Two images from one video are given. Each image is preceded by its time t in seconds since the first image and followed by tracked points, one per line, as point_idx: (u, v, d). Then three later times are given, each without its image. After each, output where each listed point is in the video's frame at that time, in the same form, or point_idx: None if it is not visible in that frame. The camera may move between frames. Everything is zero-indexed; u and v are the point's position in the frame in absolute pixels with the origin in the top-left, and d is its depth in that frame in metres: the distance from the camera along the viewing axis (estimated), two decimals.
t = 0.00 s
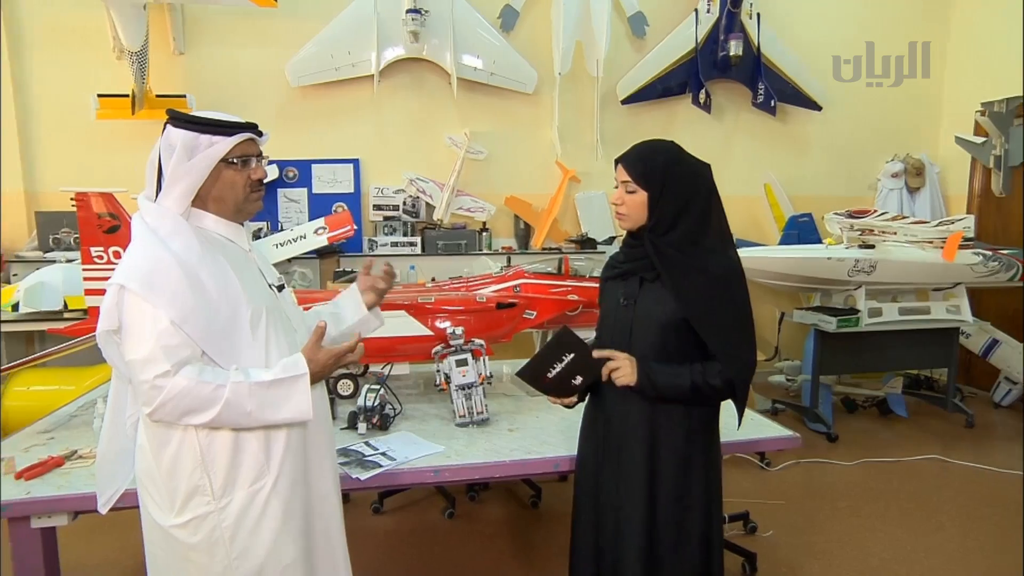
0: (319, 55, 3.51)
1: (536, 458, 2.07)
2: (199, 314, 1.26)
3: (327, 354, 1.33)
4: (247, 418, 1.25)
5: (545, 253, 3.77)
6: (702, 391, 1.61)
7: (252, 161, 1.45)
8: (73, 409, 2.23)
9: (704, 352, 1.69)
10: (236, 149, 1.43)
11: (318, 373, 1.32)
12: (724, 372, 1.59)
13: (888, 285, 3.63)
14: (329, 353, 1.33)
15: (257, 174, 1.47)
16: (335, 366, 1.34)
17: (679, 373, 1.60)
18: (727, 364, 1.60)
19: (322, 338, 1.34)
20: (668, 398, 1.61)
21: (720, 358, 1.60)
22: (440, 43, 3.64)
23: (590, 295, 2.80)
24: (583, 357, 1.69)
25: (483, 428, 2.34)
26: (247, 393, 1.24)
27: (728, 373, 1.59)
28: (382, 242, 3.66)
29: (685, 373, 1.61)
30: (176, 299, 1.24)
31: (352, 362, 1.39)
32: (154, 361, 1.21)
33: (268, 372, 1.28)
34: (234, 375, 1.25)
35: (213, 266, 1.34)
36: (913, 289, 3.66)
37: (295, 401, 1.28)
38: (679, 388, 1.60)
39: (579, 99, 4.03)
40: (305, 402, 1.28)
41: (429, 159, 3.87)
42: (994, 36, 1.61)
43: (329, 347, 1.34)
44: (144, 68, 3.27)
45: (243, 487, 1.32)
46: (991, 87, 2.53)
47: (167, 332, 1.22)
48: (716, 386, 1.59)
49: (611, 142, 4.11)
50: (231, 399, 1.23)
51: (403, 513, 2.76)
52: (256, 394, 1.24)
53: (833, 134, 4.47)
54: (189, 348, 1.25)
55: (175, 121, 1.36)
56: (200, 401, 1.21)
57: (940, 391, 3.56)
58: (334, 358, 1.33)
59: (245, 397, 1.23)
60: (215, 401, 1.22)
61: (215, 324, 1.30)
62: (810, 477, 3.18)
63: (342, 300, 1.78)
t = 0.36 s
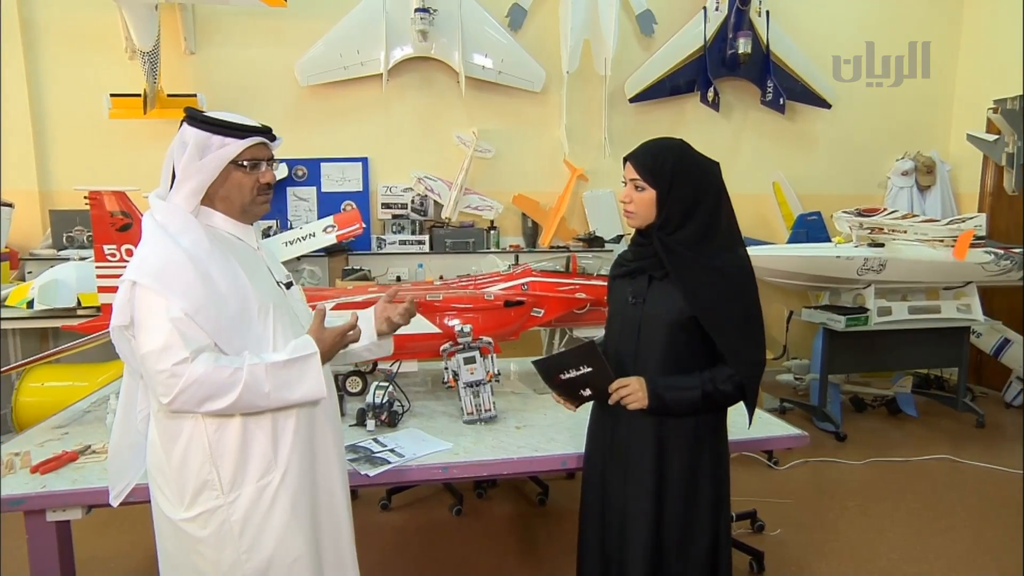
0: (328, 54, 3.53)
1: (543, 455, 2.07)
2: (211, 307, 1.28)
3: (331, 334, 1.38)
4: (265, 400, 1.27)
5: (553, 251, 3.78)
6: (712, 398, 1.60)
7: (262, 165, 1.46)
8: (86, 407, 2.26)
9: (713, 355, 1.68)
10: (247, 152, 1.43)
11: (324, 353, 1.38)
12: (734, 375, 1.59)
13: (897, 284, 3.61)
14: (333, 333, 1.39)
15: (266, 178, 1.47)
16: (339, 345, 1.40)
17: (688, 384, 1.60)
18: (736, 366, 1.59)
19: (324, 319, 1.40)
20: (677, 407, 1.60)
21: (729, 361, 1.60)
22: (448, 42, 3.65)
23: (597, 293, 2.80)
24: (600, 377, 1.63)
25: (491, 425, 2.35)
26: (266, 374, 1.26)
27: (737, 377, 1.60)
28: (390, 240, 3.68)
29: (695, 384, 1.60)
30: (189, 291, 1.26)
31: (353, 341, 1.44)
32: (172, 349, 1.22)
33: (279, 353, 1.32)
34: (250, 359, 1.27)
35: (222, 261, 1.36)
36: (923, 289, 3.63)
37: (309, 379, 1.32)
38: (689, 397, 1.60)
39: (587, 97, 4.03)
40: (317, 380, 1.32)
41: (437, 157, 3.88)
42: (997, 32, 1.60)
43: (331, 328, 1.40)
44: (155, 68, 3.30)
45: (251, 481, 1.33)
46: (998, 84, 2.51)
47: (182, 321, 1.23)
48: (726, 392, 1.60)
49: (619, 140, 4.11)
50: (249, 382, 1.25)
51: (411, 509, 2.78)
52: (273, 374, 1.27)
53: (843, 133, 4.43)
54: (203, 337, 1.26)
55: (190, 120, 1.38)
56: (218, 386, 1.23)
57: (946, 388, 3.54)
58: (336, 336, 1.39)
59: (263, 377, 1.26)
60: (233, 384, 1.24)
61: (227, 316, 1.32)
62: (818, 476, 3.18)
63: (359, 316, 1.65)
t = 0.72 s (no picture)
0: (336, 53, 3.54)
1: (550, 454, 2.07)
2: (225, 299, 1.29)
3: (349, 313, 1.44)
4: (287, 382, 1.28)
5: (561, 250, 3.78)
6: (719, 397, 1.59)
7: (271, 167, 1.47)
8: (97, 402, 2.26)
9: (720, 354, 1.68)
10: (258, 152, 1.44)
11: (343, 332, 1.43)
12: (740, 375, 1.58)
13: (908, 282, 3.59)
14: (351, 312, 1.44)
15: (275, 180, 1.48)
16: (358, 323, 1.46)
17: (695, 383, 1.59)
18: (743, 365, 1.59)
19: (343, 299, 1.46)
20: (683, 406, 1.59)
21: (736, 360, 1.59)
22: (456, 40, 3.65)
23: (605, 291, 2.80)
24: (605, 387, 1.60)
25: (498, 423, 2.35)
26: (286, 355, 1.27)
27: (744, 376, 1.59)
28: (398, 239, 3.70)
29: (701, 383, 1.59)
30: (202, 285, 1.27)
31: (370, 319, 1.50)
32: (191, 340, 1.21)
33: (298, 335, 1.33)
34: (269, 343, 1.28)
35: (232, 258, 1.37)
36: (933, 288, 3.61)
37: (328, 359, 1.33)
38: (696, 398, 1.59)
39: (595, 96, 4.03)
40: (340, 358, 1.34)
41: (445, 156, 3.89)
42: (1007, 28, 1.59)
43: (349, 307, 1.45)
44: (165, 67, 3.32)
45: (261, 476, 1.34)
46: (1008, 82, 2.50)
47: (199, 312, 1.24)
48: (733, 391, 1.59)
49: (627, 139, 4.11)
50: (270, 365, 1.25)
51: (418, 506, 2.80)
52: (294, 354, 1.28)
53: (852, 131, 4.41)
54: (222, 327, 1.26)
55: (206, 119, 1.39)
56: (241, 369, 1.22)
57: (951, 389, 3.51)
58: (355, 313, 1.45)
59: (284, 359, 1.27)
60: (256, 368, 1.24)
61: (241, 308, 1.33)
62: (826, 475, 3.16)
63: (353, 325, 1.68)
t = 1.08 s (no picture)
0: (345, 52, 3.55)
1: (559, 453, 2.07)
2: (228, 302, 1.29)
3: (355, 355, 1.30)
4: (268, 409, 1.24)
5: (568, 249, 3.78)
6: (725, 395, 1.59)
7: (288, 167, 1.47)
8: (108, 400, 2.27)
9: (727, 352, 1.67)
10: (276, 153, 1.44)
11: (342, 372, 1.29)
12: (747, 373, 1.58)
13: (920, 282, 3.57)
14: (356, 353, 1.30)
15: (292, 180, 1.49)
16: (363, 366, 1.31)
17: (701, 381, 1.59)
18: (750, 363, 1.58)
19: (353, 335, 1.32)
20: (687, 404, 1.58)
21: (743, 358, 1.59)
22: (464, 39, 3.65)
23: (613, 290, 2.80)
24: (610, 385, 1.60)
25: (506, 422, 2.35)
26: (268, 381, 1.23)
27: (751, 374, 1.58)
28: (406, 238, 3.69)
29: (707, 380, 1.59)
30: (207, 288, 1.27)
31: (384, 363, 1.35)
32: (180, 348, 1.23)
33: (289, 362, 1.28)
34: (254, 364, 1.24)
35: (242, 259, 1.37)
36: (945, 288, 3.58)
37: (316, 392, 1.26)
38: (701, 396, 1.58)
39: (603, 94, 4.02)
40: (326, 395, 1.26)
41: (452, 154, 3.89)
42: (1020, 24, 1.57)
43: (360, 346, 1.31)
44: (175, 67, 3.34)
45: (273, 474, 1.35)
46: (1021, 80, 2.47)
47: (195, 319, 1.24)
48: (739, 389, 1.58)
49: (635, 137, 4.10)
50: (248, 388, 1.22)
51: (425, 505, 2.80)
52: (276, 382, 1.24)
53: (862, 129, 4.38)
54: (215, 336, 1.26)
55: (225, 118, 1.40)
56: (219, 388, 1.21)
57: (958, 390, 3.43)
58: (364, 356, 1.30)
59: (265, 384, 1.23)
60: (233, 389, 1.21)
61: (243, 314, 1.32)
62: (835, 476, 3.15)
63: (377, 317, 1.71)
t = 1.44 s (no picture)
0: (351, 51, 3.55)
1: (565, 451, 2.07)
2: (243, 299, 1.29)
3: (362, 347, 1.38)
4: (287, 405, 1.28)
5: (575, 247, 3.77)
6: (730, 393, 1.59)
7: (298, 158, 1.48)
8: (117, 397, 2.29)
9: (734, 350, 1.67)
10: (285, 146, 1.45)
11: (352, 364, 1.37)
12: (753, 371, 1.58)
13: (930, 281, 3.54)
14: (363, 346, 1.39)
15: (303, 171, 1.50)
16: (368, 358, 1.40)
17: (707, 379, 1.58)
18: (756, 361, 1.58)
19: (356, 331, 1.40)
20: (694, 402, 1.58)
21: (749, 357, 1.58)
22: (470, 38, 3.65)
23: (620, 288, 2.80)
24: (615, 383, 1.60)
25: (512, 420, 2.35)
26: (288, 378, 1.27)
27: (757, 372, 1.58)
28: (413, 236, 3.71)
29: (712, 378, 1.58)
30: (222, 286, 1.27)
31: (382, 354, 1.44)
32: (199, 343, 1.23)
33: (306, 359, 1.32)
34: (275, 362, 1.27)
35: (255, 255, 1.37)
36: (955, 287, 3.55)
37: (330, 389, 1.31)
38: (707, 393, 1.58)
39: (609, 92, 4.01)
40: (340, 391, 1.32)
41: (459, 152, 3.89)
42: None
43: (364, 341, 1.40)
44: (183, 66, 3.36)
45: (282, 470, 1.35)
46: None
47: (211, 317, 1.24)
48: (745, 387, 1.58)
49: (642, 135, 4.09)
50: (270, 385, 1.25)
51: (431, 502, 2.81)
52: (296, 378, 1.27)
53: (871, 127, 4.35)
54: (232, 334, 1.27)
55: (226, 117, 1.40)
56: (241, 384, 1.23)
57: (968, 390, 3.37)
58: (370, 348, 1.39)
59: (285, 380, 1.26)
60: (255, 385, 1.24)
61: (259, 311, 1.33)
62: (842, 476, 3.14)
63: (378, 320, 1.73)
